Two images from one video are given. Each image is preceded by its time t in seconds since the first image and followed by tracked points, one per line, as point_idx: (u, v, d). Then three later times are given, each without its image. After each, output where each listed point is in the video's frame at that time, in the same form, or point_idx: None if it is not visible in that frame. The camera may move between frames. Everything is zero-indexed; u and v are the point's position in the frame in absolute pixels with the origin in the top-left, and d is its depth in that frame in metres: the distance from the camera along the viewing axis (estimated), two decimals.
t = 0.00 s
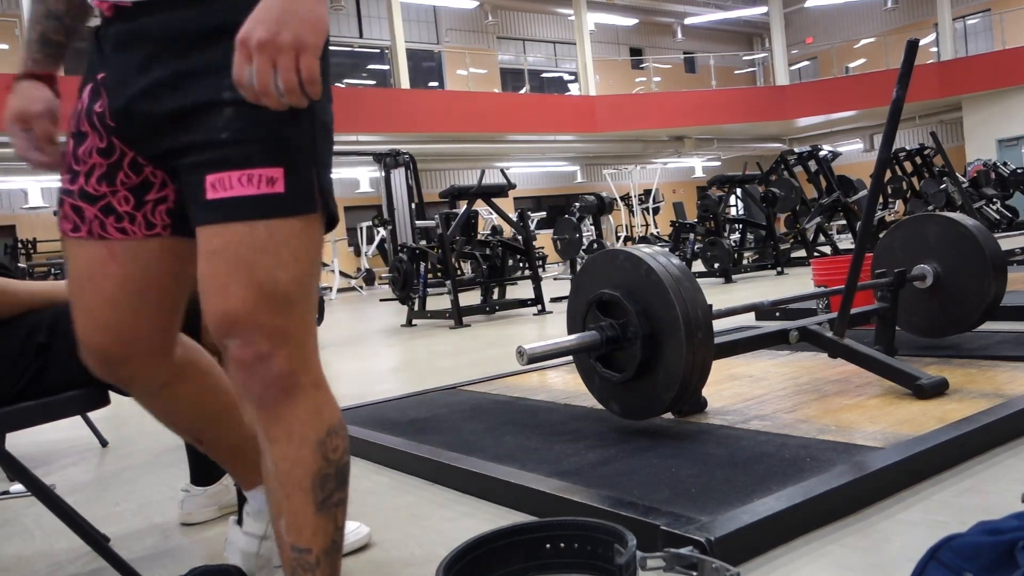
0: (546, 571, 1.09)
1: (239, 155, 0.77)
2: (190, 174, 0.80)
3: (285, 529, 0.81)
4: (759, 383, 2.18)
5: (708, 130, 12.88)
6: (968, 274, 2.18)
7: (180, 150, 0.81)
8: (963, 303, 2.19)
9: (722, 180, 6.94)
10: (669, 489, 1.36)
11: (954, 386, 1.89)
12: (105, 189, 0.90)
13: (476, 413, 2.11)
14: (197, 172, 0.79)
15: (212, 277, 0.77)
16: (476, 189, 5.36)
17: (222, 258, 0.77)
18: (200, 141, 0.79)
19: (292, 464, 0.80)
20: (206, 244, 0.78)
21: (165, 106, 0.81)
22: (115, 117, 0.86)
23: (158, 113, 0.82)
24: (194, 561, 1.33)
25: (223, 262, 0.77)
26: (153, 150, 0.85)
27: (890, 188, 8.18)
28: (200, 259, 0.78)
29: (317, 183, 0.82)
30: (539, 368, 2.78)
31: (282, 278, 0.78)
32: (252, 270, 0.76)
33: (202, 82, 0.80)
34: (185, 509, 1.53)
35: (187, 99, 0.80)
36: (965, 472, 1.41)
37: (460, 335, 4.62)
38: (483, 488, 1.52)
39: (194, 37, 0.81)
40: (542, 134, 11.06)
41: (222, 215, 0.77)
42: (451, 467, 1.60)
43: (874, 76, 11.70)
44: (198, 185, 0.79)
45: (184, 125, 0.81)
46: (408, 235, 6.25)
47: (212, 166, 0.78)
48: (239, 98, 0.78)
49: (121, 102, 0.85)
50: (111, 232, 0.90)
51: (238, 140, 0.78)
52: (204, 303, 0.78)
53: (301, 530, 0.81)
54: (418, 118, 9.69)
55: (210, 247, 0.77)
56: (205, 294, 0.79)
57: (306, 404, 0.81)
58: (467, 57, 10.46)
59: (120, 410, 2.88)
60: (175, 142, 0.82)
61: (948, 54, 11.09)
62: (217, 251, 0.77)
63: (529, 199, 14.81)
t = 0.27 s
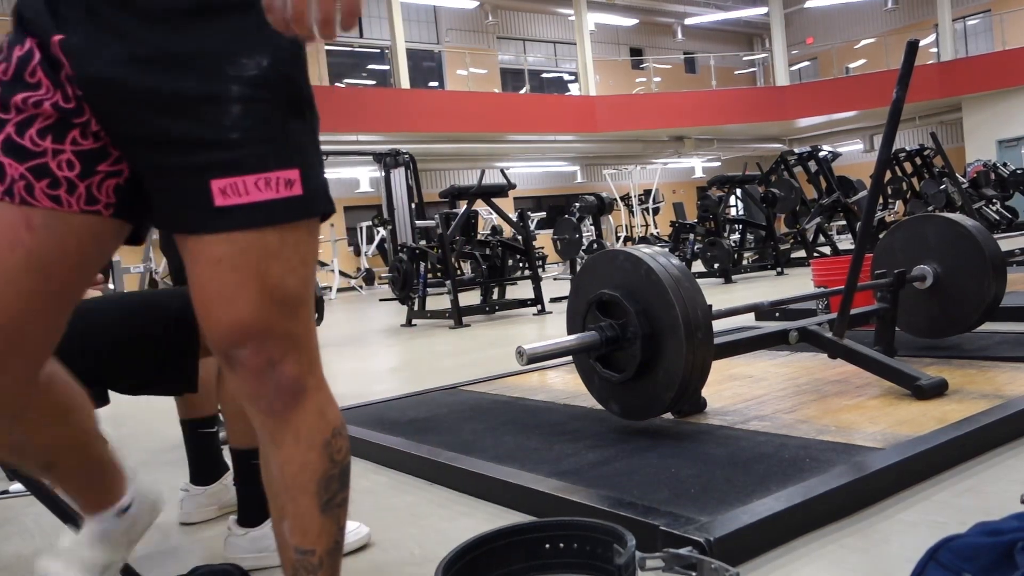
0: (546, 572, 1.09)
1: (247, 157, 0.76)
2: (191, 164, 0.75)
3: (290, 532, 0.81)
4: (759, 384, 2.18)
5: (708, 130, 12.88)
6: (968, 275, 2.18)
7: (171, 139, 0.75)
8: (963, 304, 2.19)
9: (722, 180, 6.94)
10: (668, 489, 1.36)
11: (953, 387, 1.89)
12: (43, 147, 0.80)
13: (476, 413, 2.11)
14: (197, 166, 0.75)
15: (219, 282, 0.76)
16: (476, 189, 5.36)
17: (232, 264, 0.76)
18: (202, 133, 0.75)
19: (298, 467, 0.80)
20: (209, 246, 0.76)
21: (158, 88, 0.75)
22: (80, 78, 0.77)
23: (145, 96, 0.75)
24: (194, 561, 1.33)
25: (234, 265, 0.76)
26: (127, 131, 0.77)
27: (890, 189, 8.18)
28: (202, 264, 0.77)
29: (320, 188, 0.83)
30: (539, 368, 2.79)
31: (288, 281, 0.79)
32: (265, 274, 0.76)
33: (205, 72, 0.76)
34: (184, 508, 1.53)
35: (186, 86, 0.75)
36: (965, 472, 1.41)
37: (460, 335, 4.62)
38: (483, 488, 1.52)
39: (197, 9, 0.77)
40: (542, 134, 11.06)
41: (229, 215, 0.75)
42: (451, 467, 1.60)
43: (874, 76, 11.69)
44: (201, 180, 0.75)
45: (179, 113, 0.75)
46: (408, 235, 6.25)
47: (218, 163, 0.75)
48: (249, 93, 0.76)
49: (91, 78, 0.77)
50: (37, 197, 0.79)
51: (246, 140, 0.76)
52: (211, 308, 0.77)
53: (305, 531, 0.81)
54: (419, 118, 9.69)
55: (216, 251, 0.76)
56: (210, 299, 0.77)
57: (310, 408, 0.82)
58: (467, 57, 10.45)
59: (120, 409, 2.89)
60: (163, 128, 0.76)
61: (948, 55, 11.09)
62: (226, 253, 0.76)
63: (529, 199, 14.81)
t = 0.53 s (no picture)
0: (547, 571, 1.09)
1: (194, 165, 0.66)
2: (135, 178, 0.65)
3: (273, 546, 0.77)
4: (759, 384, 2.18)
5: (708, 131, 12.89)
6: (968, 276, 2.18)
7: (108, 146, 0.65)
8: (963, 306, 2.19)
9: (722, 181, 6.94)
10: (668, 490, 1.36)
11: (953, 388, 1.89)
12: None
13: (475, 413, 2.12)
14: (138, 175, 0.65)
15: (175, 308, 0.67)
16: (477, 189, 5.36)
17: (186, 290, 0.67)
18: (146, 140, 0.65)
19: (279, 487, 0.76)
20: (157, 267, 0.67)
21: (88, 91, 0.65)
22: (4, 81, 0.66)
23: (76, 97, 0.65)
24: (195, 560, 1.33)
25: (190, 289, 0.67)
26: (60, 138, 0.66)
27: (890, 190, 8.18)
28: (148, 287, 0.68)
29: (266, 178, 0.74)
30: (539, 368, 2.79)
31: (249, 300, 0.71)
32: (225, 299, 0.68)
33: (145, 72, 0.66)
34: (184, 507, 1.54)
35: (122, 88, 0.65)
36: (965, 474, 1.41)
37: (460, 335, 4.62)
38: (481, 487, 1.52)
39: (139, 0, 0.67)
40: (543, 134, 11.06)
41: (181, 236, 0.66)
42: (450, 466, 1.60)
43: (875, 78, 11.69)
44: (142, 195, 0.65)
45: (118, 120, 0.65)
46: (408, 235, 6.26)
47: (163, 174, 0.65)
48: (190, 97, 0.67)
49: (7, 70, 0.65)
50: None
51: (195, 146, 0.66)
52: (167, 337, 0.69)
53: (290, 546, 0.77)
54: (419, 118, 9.69)
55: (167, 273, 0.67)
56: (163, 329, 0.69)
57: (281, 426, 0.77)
58: (467, 57, 10.45)
59: (120, 408, 2.89)
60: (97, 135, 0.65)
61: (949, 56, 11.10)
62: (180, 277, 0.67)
63: (529, 199, 14.82)
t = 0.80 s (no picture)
0: (546, 572, 1.09)
1: (128, 93, 0.57)
2: (66, 118, 0.55)
3: (241, 540, 0.63)
4: (759, 385, 2.18)
5: (707, 132, 12.89)
6: (968, 277, 2.18)
7: (27, 85, 0.55)
8: (963, 306, 2.19)
9: (722, 181, 6.95)
10: (668, 490, 1.36)
11: (952, 389, 1.89)
12: None
13: (475, 413, 2.12)
14: (70, 104, 0.55)
15: (105, 252, 0.54)
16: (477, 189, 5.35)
17: (125, 227, 0.54)
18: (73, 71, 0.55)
19: (246, 471, 0.62)
20: (79, 206, 0.54)
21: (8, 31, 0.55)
22: None
23: None
24: (193, 561, 1.33)
25: (138, 224, 0.54)
26: None
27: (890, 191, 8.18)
28: (65, 232, 0.54)
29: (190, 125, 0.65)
30: (539, 368, 2.79)
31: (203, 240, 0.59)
32: (173, 236, 0.56)
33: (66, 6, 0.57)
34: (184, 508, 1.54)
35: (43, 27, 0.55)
36: (964, 474, 1.41)
37: (460, 335, 4.63)
38: (481, 487, 1.52)
39: None
40: (543, 135, 11.06)
41: (113, 169, 0.54)
42: (450, 467, 1.60)
43: (875, 79, 11.70)
44: (78, 130, 0.54)
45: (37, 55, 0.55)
46: (408, 235, 6.26)
47: (86, 104, 0.55)
48: (116, 34, 0.58)
49: None
50: None
51: (128, 76, 0.57)
52: (94, 293, 0.55)
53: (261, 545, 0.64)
54: (419, 118, 9.69)
55: (94, 211, 0.54)
56: (97, 275, 0.54)
57: (249, 396, 0.63)
58: (467, 57, 10.45)
59: (119, 407, 2.89)
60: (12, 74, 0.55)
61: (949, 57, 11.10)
62: (111, 215, 0.54)
63: (529, 199, 14.83)
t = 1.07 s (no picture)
0: (545, 572, 1.09)
1: (105, 106, 0.54)
2: (35, 120, 0.50)
3: None
4: (758, 386, 2.18)
5: (707, 132, 12.90)
6: (968, 278, 2.18)
7: None
8: (963, 308, 2.19)
9: (722, 182, 6.95)
10: (667, 491, 1.36)
11: (951, 390, 1.90)
12: None
13: (475, 413, 2.12)
14: (47, 109, 0.51)
15: (64, 257, 0.49)
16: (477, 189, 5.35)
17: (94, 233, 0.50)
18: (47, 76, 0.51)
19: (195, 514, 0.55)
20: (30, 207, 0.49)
21: None
22: None
23: None
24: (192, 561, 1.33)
25: (100, 224, 0.51)
26: None
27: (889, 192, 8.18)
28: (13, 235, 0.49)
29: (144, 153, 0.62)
30: (538, 368, 2.79)
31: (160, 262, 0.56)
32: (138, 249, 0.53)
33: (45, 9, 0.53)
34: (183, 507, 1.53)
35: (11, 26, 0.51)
36: (963, 475, 1.41)
37: (459, 335, 4.63)
38: (480, 486, 1.52)
39: None
40: (543, 135, 11.06)
41: (79, 177, 0.50)
42: (449, 467, 1.60)
43: (875, 80, 11.71)
44: (43, 139, 0.50)
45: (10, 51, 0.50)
46: (408, 235, 6.26)
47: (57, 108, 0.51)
48: (90, 39, 0.55)
49: None
50: None
51: (102, 87, 0.54)
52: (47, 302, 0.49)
53: None
54: (419, 118, 9.69)
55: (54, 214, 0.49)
56: (50, 274, 0.49)
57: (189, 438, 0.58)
58: (467, 57, 10.46)
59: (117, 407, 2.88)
60: None
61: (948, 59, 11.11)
62: (74, 220, 0.50)
63: (528, 200, 14.84)
